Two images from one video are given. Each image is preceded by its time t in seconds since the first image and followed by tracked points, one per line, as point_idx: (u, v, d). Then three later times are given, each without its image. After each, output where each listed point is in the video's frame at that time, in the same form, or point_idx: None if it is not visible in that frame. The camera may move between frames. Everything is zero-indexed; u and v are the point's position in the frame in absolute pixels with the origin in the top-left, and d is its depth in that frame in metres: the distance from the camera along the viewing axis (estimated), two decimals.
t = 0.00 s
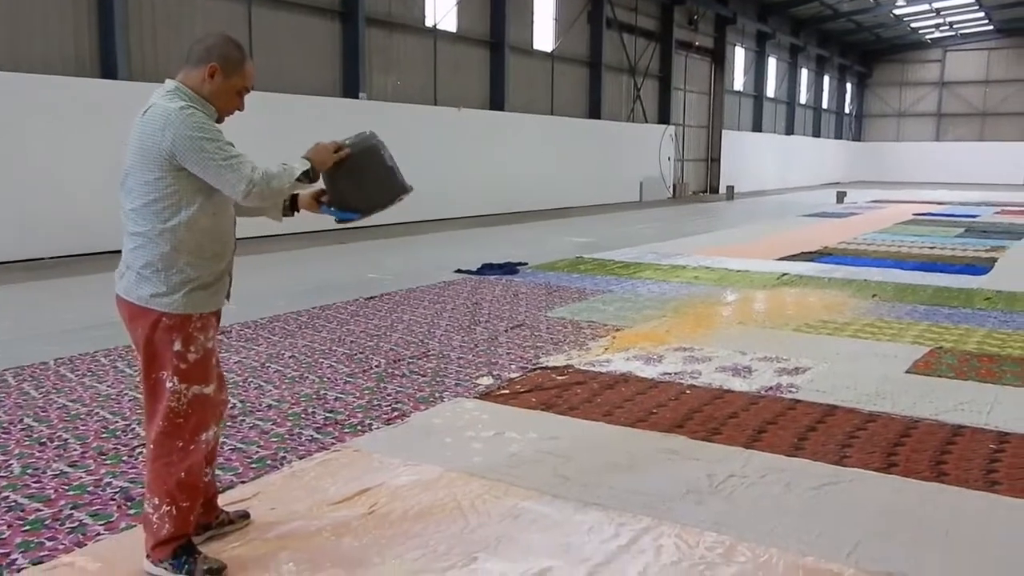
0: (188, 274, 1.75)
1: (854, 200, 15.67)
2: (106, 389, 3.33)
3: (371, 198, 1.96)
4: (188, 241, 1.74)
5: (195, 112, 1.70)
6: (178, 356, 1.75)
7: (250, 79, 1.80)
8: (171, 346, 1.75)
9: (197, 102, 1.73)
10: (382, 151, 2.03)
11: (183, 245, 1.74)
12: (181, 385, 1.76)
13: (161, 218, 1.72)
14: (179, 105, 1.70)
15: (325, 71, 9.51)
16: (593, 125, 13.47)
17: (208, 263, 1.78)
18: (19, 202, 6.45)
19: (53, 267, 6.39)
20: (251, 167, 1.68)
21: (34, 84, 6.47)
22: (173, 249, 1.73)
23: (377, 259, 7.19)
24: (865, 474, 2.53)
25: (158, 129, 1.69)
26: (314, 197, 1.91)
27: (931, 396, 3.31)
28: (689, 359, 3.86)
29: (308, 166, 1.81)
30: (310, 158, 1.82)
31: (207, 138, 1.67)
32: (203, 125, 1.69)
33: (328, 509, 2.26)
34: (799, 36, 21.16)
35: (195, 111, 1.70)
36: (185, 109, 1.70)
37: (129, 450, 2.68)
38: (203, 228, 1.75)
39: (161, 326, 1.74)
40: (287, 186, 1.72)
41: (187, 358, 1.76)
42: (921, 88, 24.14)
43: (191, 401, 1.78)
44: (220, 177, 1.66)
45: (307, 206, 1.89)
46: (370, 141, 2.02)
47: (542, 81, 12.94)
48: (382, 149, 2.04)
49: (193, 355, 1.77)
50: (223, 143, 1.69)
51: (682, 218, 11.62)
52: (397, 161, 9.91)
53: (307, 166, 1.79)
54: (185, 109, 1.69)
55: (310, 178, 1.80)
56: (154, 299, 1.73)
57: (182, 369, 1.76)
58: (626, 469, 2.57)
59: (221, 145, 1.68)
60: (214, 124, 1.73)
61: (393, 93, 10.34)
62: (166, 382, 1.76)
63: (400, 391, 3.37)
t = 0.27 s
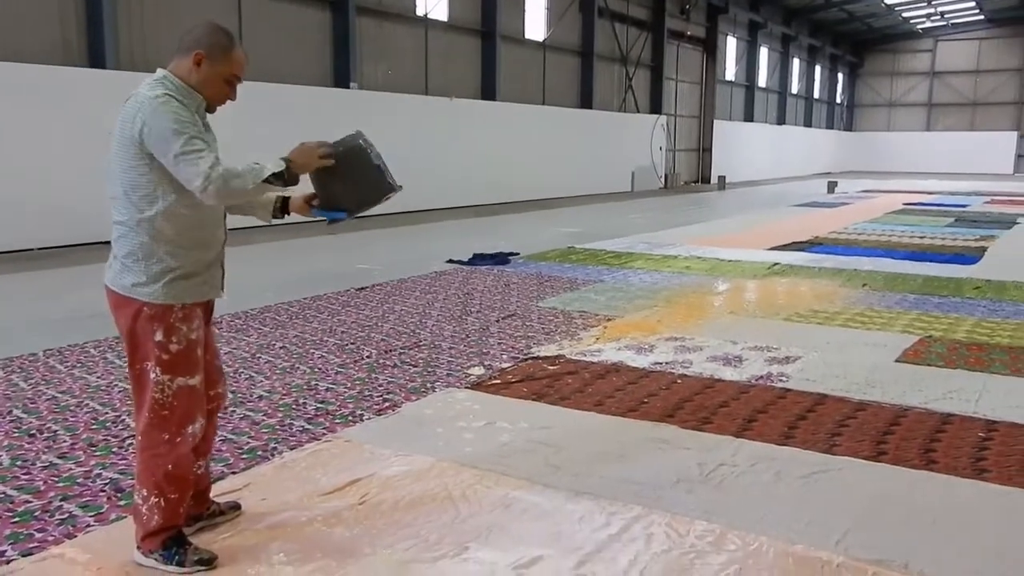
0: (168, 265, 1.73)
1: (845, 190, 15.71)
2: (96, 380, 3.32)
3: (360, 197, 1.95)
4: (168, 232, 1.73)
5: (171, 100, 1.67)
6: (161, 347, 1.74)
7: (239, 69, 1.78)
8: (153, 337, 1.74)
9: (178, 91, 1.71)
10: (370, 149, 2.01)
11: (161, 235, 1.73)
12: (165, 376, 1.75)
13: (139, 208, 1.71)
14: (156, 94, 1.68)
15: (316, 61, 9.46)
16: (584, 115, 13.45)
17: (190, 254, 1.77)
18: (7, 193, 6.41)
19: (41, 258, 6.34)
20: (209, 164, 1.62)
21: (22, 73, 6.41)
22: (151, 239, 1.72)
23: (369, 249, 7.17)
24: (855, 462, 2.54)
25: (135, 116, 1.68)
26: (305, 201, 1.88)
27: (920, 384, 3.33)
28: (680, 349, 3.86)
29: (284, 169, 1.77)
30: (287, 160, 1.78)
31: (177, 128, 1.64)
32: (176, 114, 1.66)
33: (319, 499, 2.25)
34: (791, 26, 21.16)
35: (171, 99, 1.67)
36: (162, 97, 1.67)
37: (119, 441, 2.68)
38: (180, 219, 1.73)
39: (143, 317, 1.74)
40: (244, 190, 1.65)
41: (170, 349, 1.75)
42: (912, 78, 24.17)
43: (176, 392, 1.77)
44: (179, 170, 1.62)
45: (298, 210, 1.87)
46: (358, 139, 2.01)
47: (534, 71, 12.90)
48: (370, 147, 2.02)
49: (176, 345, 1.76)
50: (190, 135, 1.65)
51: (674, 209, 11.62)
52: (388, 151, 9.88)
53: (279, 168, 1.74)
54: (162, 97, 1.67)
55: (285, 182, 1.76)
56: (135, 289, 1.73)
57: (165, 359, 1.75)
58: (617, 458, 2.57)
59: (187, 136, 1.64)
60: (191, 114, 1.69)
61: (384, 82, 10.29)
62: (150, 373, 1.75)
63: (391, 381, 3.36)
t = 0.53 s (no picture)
0: (149, 259, 1.72)
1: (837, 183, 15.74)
2: (87, 374, 3.31)
3: (356, 194, 1.89)
4: (148, 225, 1.71)
5: (149, 95, 1.65)
6: (143, 341, 1.73)
7: (229, 62, 1.77)
8: (135, 330, 1.73)
9: (159, 84, 1.69)
10: (368, 147, 1.97)
11: (141, 229, 1.71)
12: (147, 371, 1.74)
13: (117, 201, 1.71)
14: (130, 88, 1.67)
15: (308, 53, 9.43)
16: (578, 108, 13.44)
17: (173, 247, 1.75)
18: None
19: (32, 252, 6.31)
20: (162, 172, 1.59)
21: (12, 65, 6.37)
22: (131, 232, 1.71)
23: (362, 242, 7.16)
24: (846, 454, 2.55)
25: (112, 106, 1.67)
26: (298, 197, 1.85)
27: (911, 376, 3.35)
28: (673, 342, 3.87)
29: (253, 204, 1.68)
30: (259, 200, 1.69)
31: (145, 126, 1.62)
32: (147, 111, 1.64)
33: (311, 493, 2.25)
34: (784, 19, 21.16)
35: (149, 94, 1.65)
36: (140, 89, 1.66)
37: (111, 435, 2.67)
38: (158, 214, 1.71)
39: (126, 310, 1.73)
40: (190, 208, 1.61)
41: (152, 343, 1.73)
42: (904, 71, 24.22)
43: (159, 386, 1.75)
44: (139, 170, 1.61)
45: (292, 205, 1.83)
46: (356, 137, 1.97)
47: (527, 64, 12.88)
48: (368, 146, 1.98)
49: (157, 339, 1.74)
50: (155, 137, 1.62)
51: (667, 201, 11.63)
52: (381, 144, 9.86)
53: (245, 201, 1.66)
54: (139, 91, 1.65)
55: (245, 217, 1.68)
56: (117, 282, 1.73)
57: (148, 353, 1.73)
58: (610, 451, 2.58)
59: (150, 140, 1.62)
60: (166, 112, 1.67)
61: (377, 75, 10.26)
62: (134, 366, 1.74)
63: (384, 374, 3.36)
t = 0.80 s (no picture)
0: (127, 257, 1.71)
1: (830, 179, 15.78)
2: (79, 371, 3.30)
3: (344, 194, 1.92)
4: (127, 223, 1.70)
5: (129, 90, 1.64)
6: (122, 340, 1.72)
7: (205, 47, 1.72)
8: (114, 329, 1.72)
9: (141, 81, 1.68)
10: (361, 146, 1.99)
11: (120, 227, 1.70)
12: (127, 369, 1.73)
13: (98, 198, 1.70)
14: (108, 84, 1.65)
15: (300, 49, 9.39)
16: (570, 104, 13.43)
17: (153, 246, 1.73)
18: None
19: (22, 249, 6.28)
20: (141, 170, 1.58)
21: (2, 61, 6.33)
22: (112, 230, 1.70)
23: (354, 239, 7.14)
24: (838, 450, 2.56)
25: (91, 102, 1.66)
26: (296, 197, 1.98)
27: (903, 372, 3.36)
28: (666, 338, 3.87)
29: (231, 221, 1.66)
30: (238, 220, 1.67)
31: (125, 123, 1.61)
32: (126, 107, 1.62)
33: (304, 490, 2.25)
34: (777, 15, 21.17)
35: (129, 90, 1.64)
36: (120, 85, 1.64)
37: (102, 433, 2.66)
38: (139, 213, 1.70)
39: (106, 308, 1.72)
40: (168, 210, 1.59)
41: (130, 342, 1.72)
42: (896, 67, 24.25)
43: (139, 386, 1.74)
44: (117, 167, 1.59)
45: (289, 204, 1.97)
46: (350, 136, 1.99)
47: (520, 60, 12.86)
48: (362, 144, 2.00)
49: (136, 338, 1.72)
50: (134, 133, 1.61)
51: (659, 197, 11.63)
52: (374, 140, 9.83)
53: (223, 213, 1.64)
54: (118, 86, 1.64)
55: (219, 232, 1.65)
56: (97, 279, 1.72)
57: (126, 352, 1.72)
58: (602, 447, 2.58)
59: (130, 136, 1.60)
60: (146, 107, 1.66)
61: (370, 71, 10.24)
62: (113, 365, 1.73)
63: (376, 371, 3.36)
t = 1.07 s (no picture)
0: (100, 255, 1.70)
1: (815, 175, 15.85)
2: (62, 370, 3.28)
3: (319, 198, 1.90)
4: (99, 220, 1.69)
5: (94, 85, 1.62)
6: (96, 339, 1.71)
7: (170, 27, 1.66)
8: (88, 327, 1.71)
9: (108, 75, 1.65)
10: (342, 148, 1.96)
11: (92, 225, 1.69)
12: (102, 369, 1.72)
13: (71, 196, 1.69)
14: (74, 79, 1.63)
15: (286, 45, 9.34)
16: (557, 100, 13.43)
17: (127, 244, 1.72)
18: None
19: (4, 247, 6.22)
20: (104, 162, 1.55)
21: None
22: (85, 228, 1.69)
23: (340, 236, 7.11)
24: (822, 444, 2.57)
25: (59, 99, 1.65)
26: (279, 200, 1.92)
27: (887, 366, 3.38)
28: (652, 334, 3.88)
29: (205, 204, 1.64)
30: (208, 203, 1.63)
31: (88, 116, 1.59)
32: (90, 102, 1.60)
33: (290, 488, 2.24)
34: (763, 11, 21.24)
35: (93, 84, 1.62)
36: (85, 80, 1.62)
37: (86, 432, 2.64)
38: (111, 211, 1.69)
39: (81, 306, 1.71)
40: (132, 200, 1.56)
41: (104, 341, 1.71)
42: (881, 63, 24.39)
43: (113, 385, 1.73)
44: (80, 162, 1.58)
45: (272, 206, 1.91)
46: (332, 138, 1.97)
47: (506, 56, 12.85)
48: (344, 147, 1.97)
49: (109, 337, 1.71)
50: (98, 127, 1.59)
51: (646, 193, 11.64)
52: (360, 136, 9.80)
53: (193, 198, 1.61)
54: (84, 81, 1.62)
55: (193, 217, 1.63)
56: (71, 277, 1.71)
57: (101, 351, 1.71)
58: (589, 443, 2.58)
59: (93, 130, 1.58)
60: (111, 101, 1.63)
61: (356, 67, 10.20)
62: (88, 363, 1.72)
63: (363, 368, 3.35)
